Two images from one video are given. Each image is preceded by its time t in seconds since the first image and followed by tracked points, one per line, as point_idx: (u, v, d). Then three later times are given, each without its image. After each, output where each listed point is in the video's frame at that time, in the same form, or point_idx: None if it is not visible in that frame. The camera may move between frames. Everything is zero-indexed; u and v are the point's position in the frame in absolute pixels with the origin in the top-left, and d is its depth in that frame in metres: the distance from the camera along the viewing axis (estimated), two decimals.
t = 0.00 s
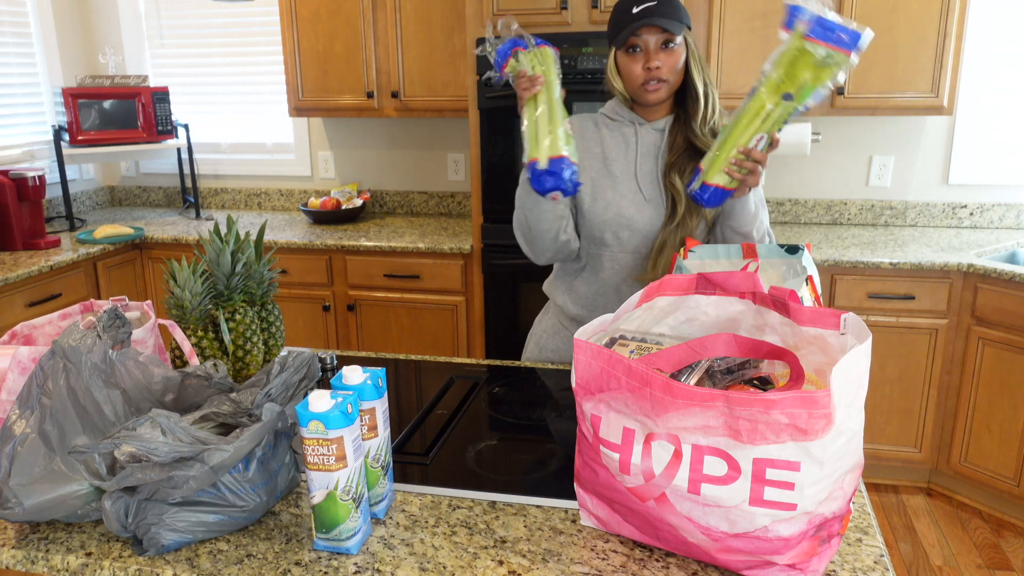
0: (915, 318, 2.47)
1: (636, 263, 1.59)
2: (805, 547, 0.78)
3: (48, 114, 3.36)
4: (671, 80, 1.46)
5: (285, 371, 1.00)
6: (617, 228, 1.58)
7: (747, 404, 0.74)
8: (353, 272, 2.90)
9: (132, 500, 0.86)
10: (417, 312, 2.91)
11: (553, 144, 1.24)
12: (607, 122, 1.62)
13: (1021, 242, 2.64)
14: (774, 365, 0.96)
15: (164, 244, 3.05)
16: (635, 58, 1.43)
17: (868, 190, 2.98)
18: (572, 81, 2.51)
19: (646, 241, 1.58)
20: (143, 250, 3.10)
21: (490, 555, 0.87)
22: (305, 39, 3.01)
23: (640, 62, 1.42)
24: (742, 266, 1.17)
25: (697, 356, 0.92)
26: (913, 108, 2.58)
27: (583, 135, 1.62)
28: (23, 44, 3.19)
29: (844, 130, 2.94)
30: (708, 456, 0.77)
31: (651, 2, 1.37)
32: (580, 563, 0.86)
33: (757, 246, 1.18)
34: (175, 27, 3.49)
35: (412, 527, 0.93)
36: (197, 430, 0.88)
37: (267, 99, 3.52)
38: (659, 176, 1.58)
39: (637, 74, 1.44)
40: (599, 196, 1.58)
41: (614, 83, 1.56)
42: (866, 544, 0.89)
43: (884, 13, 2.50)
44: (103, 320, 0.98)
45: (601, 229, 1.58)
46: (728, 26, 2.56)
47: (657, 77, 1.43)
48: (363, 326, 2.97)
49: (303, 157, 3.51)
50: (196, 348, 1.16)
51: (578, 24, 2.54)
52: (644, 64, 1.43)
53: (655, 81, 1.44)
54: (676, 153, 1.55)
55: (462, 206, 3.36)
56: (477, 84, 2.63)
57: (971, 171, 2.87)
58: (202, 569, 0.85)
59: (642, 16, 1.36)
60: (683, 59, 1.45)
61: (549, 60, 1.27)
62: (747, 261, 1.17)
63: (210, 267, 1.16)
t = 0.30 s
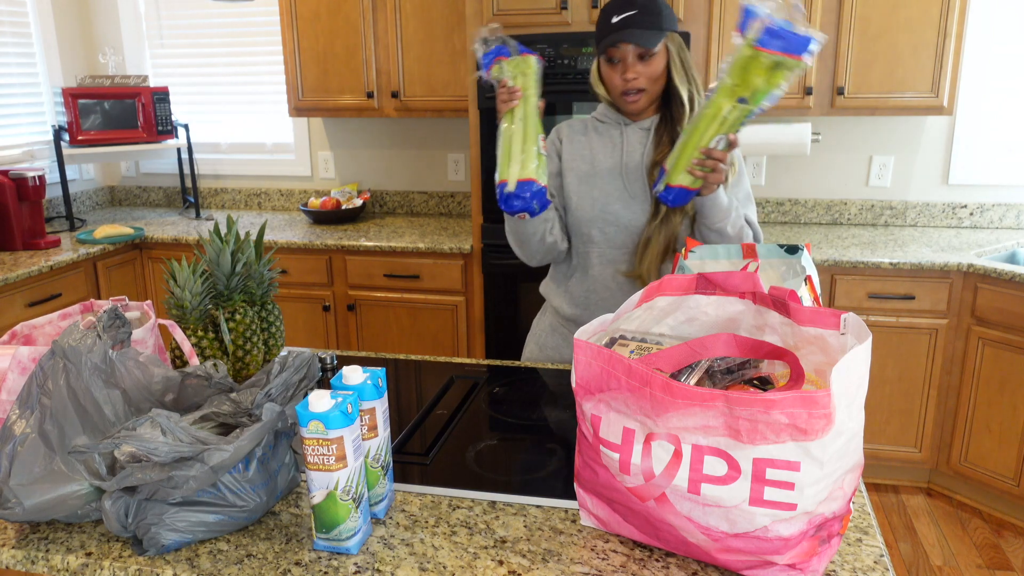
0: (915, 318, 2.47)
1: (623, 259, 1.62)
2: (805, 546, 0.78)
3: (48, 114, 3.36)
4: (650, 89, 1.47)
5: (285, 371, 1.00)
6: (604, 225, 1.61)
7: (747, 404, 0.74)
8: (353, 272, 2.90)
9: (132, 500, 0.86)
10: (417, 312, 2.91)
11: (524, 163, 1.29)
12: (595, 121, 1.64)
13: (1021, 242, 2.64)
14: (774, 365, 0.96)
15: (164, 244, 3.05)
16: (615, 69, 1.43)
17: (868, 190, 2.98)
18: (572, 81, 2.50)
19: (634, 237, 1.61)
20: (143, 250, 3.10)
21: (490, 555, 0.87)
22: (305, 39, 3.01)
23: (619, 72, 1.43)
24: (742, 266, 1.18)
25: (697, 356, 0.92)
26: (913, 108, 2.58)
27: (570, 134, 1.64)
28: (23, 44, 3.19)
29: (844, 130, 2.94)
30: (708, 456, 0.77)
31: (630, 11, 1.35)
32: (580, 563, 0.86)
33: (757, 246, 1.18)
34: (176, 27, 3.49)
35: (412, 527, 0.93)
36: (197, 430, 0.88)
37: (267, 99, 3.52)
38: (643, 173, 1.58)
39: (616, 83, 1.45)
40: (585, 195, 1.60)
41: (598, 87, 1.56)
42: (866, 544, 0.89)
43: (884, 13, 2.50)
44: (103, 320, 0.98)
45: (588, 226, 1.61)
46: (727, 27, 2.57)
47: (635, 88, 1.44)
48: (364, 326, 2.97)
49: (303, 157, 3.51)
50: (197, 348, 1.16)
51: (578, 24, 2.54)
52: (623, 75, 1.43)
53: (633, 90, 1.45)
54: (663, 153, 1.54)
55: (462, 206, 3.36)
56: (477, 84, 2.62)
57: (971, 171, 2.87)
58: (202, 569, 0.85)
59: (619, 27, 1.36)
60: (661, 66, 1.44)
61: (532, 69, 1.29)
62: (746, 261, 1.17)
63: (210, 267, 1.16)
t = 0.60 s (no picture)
0: (915, 318, 2.47)
1: (591, 260, 1.69)
2: (806, 546, 0.78)
3: (48, 114, 3.36)
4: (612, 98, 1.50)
5: (285, 371, 1.00)
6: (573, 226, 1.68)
7: (747, 404, 0.74)
8: (353, 272, 2.90)
9: (132, 500, 0.86)
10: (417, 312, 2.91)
11: (459, 164, 1.24)
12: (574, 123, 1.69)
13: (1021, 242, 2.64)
14: (774, 365, 0.96)
15: (164, 244, 3.05)
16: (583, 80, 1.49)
17: (868, 190, 2.98)
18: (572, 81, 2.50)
19: (606, 237, 1.66)
20: (143, 250, 3.10)
21: (490, 555, 0.87)
22: (305, 39, 3.01)
23: (579, 83, 1.49)
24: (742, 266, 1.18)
25: (697, 356, 0.92)
26: (913, 108, 2.58)
27: (549, 134, 1.70)
28: (23, 44, 3.19)
29: (844, 130, 2.94)
30: (708, 456, 0.77)
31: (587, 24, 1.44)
32: (580, 563, 0.86)
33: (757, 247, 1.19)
34: (176, 27, 3.49)
35: (412, 527, 0.93)
36: (197, 430, 0.88)
37: (267, 99, 3.51)
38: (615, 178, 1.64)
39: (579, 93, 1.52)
40: (558, 196, 1.66)
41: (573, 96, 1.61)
42: (866, 544, 0.89)
43: (883, 13, 2.50)
44: (103, 320, 0.98)
45: (558, 226, 1.68)
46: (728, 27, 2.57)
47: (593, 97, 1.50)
48: (363, 326, 2.97)
49: (303, 157, 3.51)
50: (197, 348, 1.16)
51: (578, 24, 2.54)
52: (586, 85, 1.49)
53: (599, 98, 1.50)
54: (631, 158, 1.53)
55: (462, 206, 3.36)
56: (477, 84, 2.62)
57: (971, 171, 2.87)
58: (202, 569, 0.85)
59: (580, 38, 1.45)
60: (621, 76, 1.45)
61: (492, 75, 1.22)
62: (746, 261, 1.19)
63: (210, 267, 1.16)
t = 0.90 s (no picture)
0: (915, 318, 2.47)
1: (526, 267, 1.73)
2: (806, 546, 0.78)
3: (48, 114, 3.36)
4: (553, 110, 1.55)
5: (285, 371, 0.99)
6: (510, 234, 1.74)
7: (747, 404, 0.74)
8: (353, 272, 2.90)
9: (132, 500, 0.86)
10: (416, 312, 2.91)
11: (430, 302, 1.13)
12: (521, 131, 1.72)
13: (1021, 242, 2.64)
14: (774, 365, 0.96)
15: (164, 244, 3.05)
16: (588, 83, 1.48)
17: (868, 190, 2.98)
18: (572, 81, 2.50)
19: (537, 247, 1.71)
20: (143, 250, 3.10)
21: (490, 555, 0.87)
22: (305, 39, 3.01)
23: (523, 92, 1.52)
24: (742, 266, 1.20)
25: (697, 356, 0.92)
26: (913, 108, 2.58)
27: (497, 141, 1.76)
28: (23, 44, 3.20)
29: (844, 130, 2.94)
30: (708, 456, 0.77)
31: (535, 34, 1.44)
32: (580, 563, 0.86)
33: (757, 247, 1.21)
34: (176, 26, 3.49)
35: (412, 527, 0.93)
36: (197, 430, 0.88)
37: (267, 99, 3.51)
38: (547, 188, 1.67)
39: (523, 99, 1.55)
40: (496, 203, 1.73)
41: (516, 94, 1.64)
42: (866, 544, 0.89)
43: (883, 13, 2.50)
44: (103, 320, 0.98)
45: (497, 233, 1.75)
46: (728, 27, 2.57)
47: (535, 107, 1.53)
48: (363, 326, 2.97)
49: (303, 157, 3.51)
50: (196, 348, 1.16)
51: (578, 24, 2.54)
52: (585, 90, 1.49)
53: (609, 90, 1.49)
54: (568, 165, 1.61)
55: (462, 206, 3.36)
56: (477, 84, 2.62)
57: (971, 171, 2.87)
58: (202, 569, 0.85)
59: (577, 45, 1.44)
60: (563, 90, 1.50)
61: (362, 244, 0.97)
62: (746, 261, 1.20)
63: (210, 267, 1.17)
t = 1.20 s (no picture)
0: (915, 318, 2.47)
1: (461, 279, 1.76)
2: (805, 546, 0.78)
3: (48, 114, 3.36)
4: (488, 118, 1.56)
5: (285, 371, 0.99)
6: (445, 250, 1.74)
7: (747, 404, 0.74)
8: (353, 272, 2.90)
9: (132, 499, 0.86)
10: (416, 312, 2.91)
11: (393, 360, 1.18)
12: (451, 139, 1.71)
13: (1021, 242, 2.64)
14: (774, 365, 0.96)
15: (164, 244, 3.05)
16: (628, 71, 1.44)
17: (868, 191, 2.98)
18: (572, 81, 2.49)
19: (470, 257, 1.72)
20: (143, 250, 3.10)
21: (490, 554, 0.87)
22: (304, 39, 3.01)
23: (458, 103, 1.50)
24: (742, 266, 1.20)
25: (697, 356, 0.92)
26: (913, 108, 2.58)
27: (426, 150, 1.73)
28: (23, 44, 3.19)
29: (844, 130, 2.94)
30: (707, 456, 0.77)
31: (474, 43, 1.45)
32: (580, 563, 0.86)
33: (757, 247, 1.21)
34: (176, 26, 3.49)
35: (412, 527, 0.93)
36: (197, 430, 0.88)
37: (267, 99, 3.51)
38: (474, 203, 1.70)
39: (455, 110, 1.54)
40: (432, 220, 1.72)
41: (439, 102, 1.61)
42: (865, 544, 0.89)
43: (883, 13, 2.50)
44: (103, 321, 0.97)
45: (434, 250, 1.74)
46: (728, 26, 2.57)
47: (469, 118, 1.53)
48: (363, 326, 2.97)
49: (303, 157, 3.51)
50: (196, 348, 1.16)
51: (578, 24, 2.54)
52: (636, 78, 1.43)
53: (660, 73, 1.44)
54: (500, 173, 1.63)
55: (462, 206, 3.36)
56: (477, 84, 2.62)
57: (971, 171, 2.87)
58: (202, 569, 0.85)
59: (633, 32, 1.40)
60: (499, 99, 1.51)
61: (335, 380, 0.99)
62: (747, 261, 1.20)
63: (210, 267, 1.17)
